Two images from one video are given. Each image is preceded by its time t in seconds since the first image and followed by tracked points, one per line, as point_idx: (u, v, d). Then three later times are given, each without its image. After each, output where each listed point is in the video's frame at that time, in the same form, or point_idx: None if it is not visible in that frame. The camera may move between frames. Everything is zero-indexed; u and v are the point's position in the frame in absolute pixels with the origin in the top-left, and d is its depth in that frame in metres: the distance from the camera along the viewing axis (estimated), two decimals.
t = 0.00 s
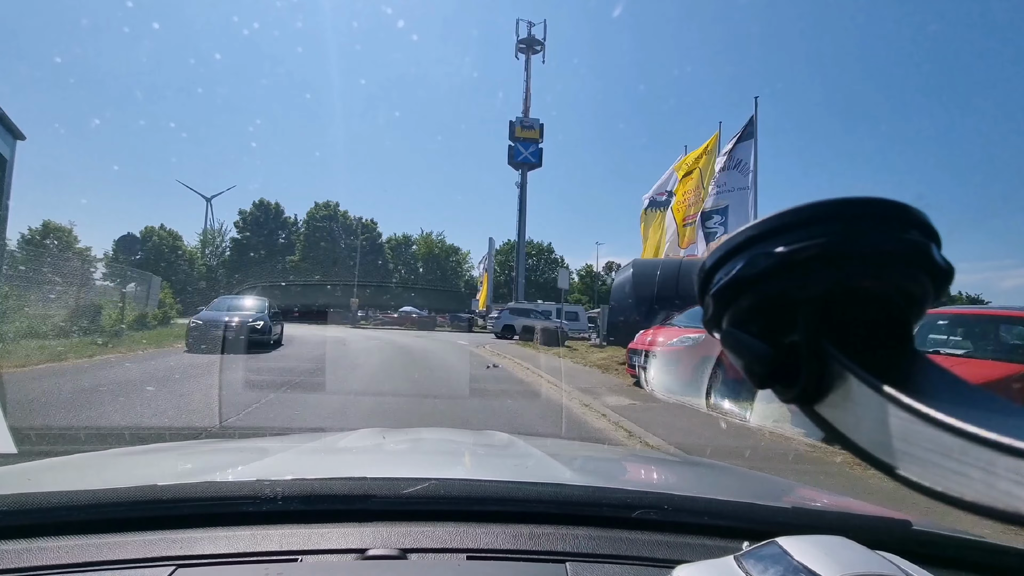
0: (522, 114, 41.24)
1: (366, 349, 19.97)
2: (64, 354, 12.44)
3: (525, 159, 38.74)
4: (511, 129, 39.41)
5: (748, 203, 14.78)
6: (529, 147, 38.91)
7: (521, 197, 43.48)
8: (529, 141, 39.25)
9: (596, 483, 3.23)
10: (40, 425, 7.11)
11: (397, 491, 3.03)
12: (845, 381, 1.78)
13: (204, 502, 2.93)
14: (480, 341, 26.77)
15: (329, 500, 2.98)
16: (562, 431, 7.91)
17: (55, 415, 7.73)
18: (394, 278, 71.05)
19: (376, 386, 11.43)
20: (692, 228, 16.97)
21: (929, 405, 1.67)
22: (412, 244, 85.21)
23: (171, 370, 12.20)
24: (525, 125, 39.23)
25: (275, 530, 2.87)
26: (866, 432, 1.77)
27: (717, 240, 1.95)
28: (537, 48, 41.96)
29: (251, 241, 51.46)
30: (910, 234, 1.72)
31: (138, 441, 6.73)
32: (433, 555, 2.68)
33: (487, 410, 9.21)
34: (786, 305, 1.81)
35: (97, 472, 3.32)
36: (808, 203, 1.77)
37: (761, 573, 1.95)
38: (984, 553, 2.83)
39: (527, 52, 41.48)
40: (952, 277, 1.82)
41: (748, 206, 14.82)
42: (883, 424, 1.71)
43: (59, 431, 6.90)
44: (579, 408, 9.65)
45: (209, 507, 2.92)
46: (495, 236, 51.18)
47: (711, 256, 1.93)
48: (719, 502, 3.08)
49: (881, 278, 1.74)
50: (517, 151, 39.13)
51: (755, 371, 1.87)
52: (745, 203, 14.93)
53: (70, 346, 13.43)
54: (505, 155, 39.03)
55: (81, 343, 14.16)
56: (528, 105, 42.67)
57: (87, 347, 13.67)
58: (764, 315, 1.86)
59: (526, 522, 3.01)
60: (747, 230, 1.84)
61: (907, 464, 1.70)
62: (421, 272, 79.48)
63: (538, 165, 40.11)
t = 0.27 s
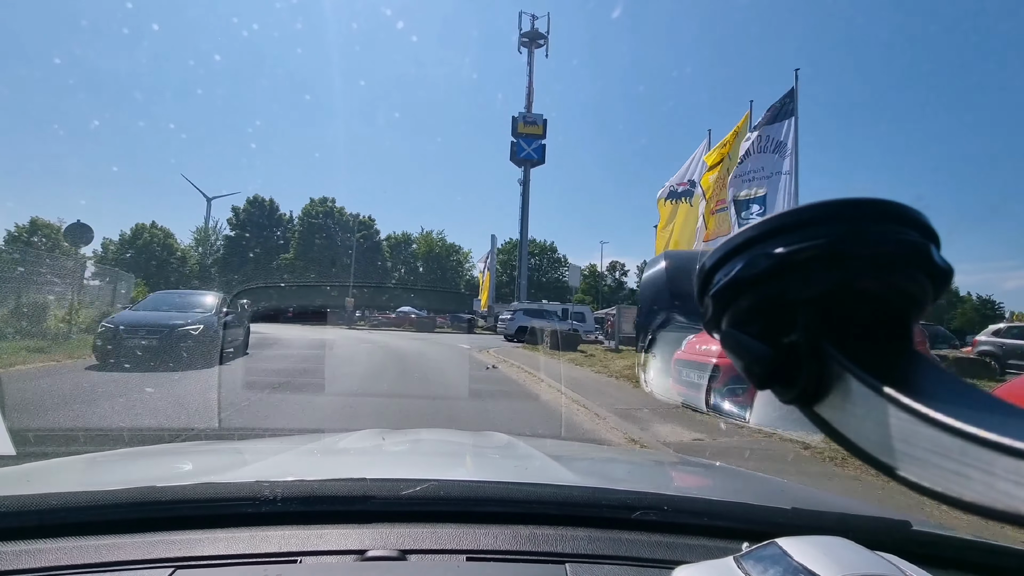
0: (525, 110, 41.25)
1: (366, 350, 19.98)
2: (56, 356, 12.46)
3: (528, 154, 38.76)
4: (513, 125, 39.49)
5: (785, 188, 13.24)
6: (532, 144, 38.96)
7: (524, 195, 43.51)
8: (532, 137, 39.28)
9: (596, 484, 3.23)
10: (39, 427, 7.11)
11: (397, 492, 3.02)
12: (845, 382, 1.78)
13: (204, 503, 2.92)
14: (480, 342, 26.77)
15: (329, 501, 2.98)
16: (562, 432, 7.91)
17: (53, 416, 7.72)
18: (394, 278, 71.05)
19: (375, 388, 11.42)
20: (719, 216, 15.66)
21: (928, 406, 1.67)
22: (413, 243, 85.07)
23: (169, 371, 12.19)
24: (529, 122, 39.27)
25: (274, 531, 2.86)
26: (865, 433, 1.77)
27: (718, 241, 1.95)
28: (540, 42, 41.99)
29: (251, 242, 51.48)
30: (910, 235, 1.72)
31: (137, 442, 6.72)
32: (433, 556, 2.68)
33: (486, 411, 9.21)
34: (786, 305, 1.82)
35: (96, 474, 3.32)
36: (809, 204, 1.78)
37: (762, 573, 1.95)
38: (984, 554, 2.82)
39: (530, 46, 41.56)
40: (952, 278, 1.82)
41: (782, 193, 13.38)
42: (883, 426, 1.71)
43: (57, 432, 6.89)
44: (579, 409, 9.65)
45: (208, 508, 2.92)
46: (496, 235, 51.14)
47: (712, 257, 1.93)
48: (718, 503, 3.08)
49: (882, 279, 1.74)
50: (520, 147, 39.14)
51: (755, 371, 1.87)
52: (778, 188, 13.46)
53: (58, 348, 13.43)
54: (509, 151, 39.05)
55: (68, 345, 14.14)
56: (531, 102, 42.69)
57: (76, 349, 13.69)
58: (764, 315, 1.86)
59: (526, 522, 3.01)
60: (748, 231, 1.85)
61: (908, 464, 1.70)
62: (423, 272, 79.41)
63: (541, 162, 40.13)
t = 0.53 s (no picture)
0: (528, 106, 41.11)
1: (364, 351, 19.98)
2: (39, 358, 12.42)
3: (530, 150, 38.66)
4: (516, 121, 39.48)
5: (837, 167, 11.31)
6: (535, 140, 38.94)
7: (527, 193, 43.49)
8: (535, 133, 39.19)
9: (594, 486, 3.22)
10: (36, 429, 7.10)
11: (395, 493, 3.02)
12: (843, 383, 1.78)
13: (201, 505, 2.92)
14: (479, 343, 26.76)
15: (326, 503, 2.97)
16: (560, 433, 7.89)
17: (48, 418, 7.71)
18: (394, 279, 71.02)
19: (373, 389, 11.41)
20: (749, 206, 14.07)
21: (927, 407, 1.67)
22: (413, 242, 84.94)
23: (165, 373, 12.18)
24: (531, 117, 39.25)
25: (272, 533, 2.86)
26: (864, 434, 1.77)
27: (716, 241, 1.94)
28: (543, 34, 41.85)
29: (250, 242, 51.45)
30: (907, 236, 1.72)
31: (132, 444, 6.71)
32: (431, 558, 2.67)
33: (484, 412, 9.20)
34: (785, 307, 1.81)
35: (91, 476, 3.30)
36: (807, 206, 1.77)
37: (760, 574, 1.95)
38: (982, 555, 2.82)
39: (533, 39, 41.58)
40: (949, 279, 1.82)
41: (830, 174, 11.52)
42: (882, 428, 1.71)
43: (52, 434, 6.88)
44: (577, 410, 9.64)
45: (206, 510, 2.91)
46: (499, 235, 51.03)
47: (710, 258, 1.92)
48: (717, 504, 3.07)
49: (880, 280, 1.73)
50: (523, 143, 39.03)
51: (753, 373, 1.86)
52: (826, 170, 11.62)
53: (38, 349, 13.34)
54: (511, 147, 38.95)
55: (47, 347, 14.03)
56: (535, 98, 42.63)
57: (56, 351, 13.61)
58: (762, 316, 1.85)
59: (523, 524, 3.00)
60: (746, 233, 1.84)
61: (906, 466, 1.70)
62: (423, 272, 79.37)
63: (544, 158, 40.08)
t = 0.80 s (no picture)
0: (531, 102, 41.21)
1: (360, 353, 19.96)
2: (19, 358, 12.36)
3: (534, 146, 38.72)
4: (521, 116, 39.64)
5: (905, 143, 9.93)
6: (539, 134, 39.02)
7: (531, 190, 43.57)
8: (539, 128, 39.31)
9: (590, 488, 3.22)
10: (31, 431, 7.09)
11: (391, 496, 3.01)
12: (839, 385, 1.78)
13: (196, 509, 2.90)
14: (477, 345, 26.74)
15: (321, 506, 2.96)
16: (556, 435, 7.90)
17: (42, 420, 7.70)
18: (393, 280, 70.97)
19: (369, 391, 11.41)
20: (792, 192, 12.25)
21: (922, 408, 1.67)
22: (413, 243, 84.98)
23: (159, 375, 12.15)
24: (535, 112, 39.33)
25: (266, 537, 2.85)
26: (859, 436, 1.76)
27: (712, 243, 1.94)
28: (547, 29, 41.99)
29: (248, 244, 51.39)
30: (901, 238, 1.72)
31: (127, 447, 6.69)
32: (427, 561, 2.66)
33: (480, 414, 9.20)
34: (780, 309, 1.81)
35: (85, 479, 3.29)
36: (803, 208, 1.77)
37: None
38: (979, 556, 2.82)
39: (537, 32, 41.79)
40: (943, 282, 1.82)
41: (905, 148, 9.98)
42: (877, 429, 1.71)
43: (44, 437, 6.86)
44: (574, 411, 9.65)
45: (201, 514, 2.90)
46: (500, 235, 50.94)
47: (706, 260, 1.92)
48: (713, 506, 3.07)
49: (875, 282, 1.74)
50: (527, 138, 39.14)
51: (749, 375, 1.86)
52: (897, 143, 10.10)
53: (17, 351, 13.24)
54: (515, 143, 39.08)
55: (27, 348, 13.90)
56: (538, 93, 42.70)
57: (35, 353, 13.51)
58: (758, 318, 1.85)
59: (519, 527, 2.99)
60: (742, 235, 1.83)
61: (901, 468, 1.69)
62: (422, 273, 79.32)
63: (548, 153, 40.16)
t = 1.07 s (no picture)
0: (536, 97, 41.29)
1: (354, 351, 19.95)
2: None
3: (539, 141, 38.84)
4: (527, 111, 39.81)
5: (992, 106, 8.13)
6: (545, 130, 39.11)
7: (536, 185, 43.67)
8: (545, 123, 39.38)
9: (583, 485, 3.23)
10: (22, 430, 7.06)
11: (385, 494, 3.01)
12: (830, 382, 1.80)
13: (188, 507, 2.90)
14: (473, 343, 26.76)
15: (314, 504, 2.96)
16: (550, 433, 7.92)
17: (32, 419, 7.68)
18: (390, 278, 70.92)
19: (364, 389, 11.41)
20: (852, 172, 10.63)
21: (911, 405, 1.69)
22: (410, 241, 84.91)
23: (149, 374, 12.12)
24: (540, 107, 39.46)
25: (258, 535, 2.85)
26: (850, 432, 1.78)
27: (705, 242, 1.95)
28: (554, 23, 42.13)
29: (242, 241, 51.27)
30: (893, 237, 1.74)
31: (119, 445, 6.68)
32: (420, 559, 2.67)
33: (474, 412, 9.21)
34: (773, 307, 1.82)
35: (78, 477, 3.28)
36: (796, 207, 1.78)
37: (747, 572, 1.96)
38: (970, 552, 2.84)
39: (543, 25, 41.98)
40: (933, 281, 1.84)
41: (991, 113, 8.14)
42: (868, 425, 1.72)
43: (34, 435, 6.84)
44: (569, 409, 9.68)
45: (194, 512, 2.90)
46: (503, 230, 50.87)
47: (700, 259, 1.93)
48: (705, 504, 3.09)
49: (867, 280, 1.75)
50: (532, 133, 39.25)
51: (743, 372, 1.87)
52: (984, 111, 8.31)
53: None
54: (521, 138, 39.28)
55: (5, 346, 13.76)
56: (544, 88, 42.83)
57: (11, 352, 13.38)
58: (751, 317, 1.86)
59: (512, 524, 3.00)
60: (735, 234, 1.84)
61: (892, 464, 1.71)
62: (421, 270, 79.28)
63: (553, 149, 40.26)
